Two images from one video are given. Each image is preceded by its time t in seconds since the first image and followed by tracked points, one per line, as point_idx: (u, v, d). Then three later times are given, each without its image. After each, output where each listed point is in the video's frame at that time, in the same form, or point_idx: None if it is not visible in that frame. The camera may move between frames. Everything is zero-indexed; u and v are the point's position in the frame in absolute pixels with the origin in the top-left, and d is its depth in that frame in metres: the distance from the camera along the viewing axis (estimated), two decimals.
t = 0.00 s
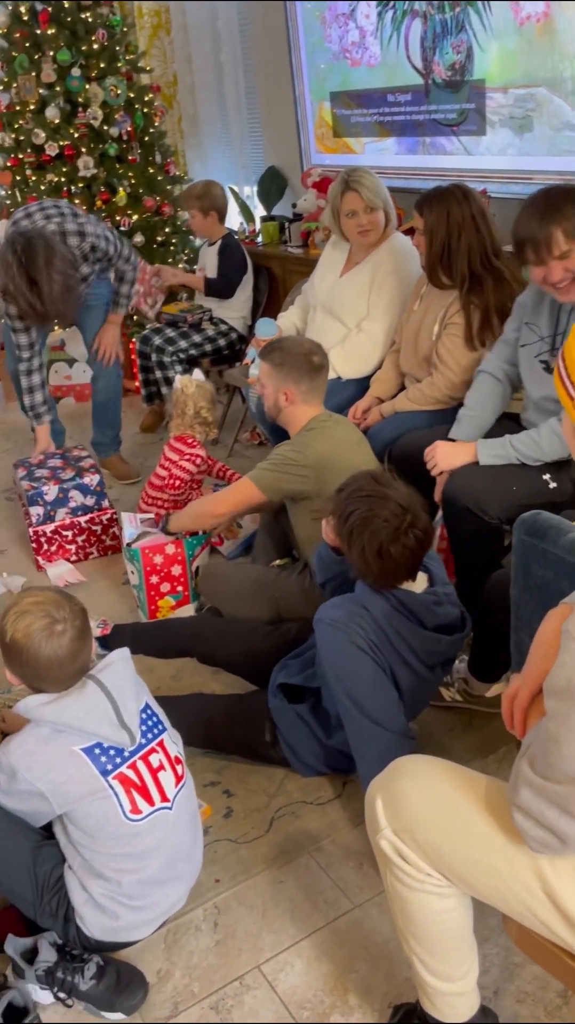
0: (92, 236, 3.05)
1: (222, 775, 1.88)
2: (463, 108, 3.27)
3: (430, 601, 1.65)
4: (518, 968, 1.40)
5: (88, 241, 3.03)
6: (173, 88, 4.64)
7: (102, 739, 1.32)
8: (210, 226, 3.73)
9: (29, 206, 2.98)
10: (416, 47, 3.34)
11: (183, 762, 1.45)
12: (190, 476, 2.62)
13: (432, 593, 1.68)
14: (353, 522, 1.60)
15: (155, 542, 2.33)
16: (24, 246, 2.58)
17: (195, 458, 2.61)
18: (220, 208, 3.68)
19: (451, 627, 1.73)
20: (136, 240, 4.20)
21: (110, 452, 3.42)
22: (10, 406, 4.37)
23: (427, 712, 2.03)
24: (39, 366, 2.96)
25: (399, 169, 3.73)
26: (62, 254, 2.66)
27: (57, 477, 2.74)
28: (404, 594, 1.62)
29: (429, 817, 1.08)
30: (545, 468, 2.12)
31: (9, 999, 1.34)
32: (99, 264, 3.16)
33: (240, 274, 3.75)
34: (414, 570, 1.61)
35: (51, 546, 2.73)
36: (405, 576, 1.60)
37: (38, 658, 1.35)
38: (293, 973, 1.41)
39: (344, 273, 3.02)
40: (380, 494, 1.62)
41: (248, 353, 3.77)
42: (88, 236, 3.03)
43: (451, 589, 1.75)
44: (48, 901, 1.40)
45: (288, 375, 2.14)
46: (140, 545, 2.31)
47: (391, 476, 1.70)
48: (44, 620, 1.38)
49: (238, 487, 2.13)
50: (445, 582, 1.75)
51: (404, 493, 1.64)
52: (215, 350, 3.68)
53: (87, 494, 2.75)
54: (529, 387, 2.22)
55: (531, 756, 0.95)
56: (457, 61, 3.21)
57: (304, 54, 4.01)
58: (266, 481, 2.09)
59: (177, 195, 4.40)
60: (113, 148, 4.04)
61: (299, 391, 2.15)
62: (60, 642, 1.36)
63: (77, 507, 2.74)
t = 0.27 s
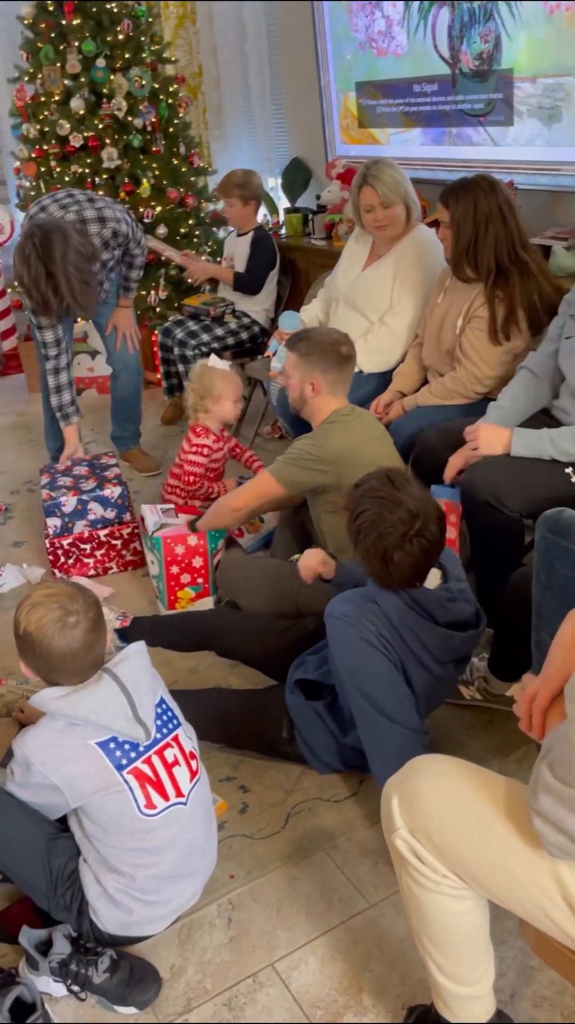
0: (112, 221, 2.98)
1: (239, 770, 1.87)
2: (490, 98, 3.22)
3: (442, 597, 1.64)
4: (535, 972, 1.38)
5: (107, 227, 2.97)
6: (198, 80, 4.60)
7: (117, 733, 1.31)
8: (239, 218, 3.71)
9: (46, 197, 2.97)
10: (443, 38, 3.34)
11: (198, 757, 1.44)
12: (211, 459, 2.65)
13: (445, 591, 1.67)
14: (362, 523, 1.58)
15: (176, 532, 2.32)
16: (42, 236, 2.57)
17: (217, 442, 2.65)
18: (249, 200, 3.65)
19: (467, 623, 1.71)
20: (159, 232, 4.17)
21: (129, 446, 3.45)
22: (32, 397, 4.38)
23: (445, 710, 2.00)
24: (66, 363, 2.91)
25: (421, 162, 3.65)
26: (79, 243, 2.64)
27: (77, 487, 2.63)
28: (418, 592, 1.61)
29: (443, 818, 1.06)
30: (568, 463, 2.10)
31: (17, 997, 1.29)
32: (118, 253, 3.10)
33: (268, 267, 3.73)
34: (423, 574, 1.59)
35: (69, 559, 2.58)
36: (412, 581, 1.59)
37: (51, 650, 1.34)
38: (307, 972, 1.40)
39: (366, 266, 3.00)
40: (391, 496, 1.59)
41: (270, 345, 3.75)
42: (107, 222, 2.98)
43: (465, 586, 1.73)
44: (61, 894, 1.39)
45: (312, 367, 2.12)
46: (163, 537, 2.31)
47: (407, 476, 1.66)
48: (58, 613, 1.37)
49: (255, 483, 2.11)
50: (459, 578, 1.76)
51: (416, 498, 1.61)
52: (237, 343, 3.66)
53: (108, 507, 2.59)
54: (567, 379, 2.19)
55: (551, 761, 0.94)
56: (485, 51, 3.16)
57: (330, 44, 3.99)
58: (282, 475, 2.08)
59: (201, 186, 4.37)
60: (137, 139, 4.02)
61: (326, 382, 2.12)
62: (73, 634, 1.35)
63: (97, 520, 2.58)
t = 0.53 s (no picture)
0: (131, 222, 2.97)
1: (256, 766, 1.86)
2: (518, 89, 3.17)
3: (456, 593, 1.64)
4: (553, 976, 1.36)
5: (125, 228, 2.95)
6: (223, 71, 4.63)
7: (134, 728, 1.31)
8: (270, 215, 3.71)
9: (62, 196, 2.94)
10: (471, 28, 3.30)
11: (214, 754, 1.43)
12: (244, 440, 2.73)
13: (457, 587, 1.67)
14: (369, 526, 1.57)
15: (196, 527, 2.32)
16: (61, 245, 2.54)
17: (250, 421, 2.74)
18: (277, 193, 3.64)
19: (479, 617, 1.69)
20: (182, 225, 4.15)
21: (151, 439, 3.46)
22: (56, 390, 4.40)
23: (466, 710, 1.99)
24: (84, 366, 2.87)
25: (448, 154, 3.60)
26: (97, 252, 2.62)
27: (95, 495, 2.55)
28: (429, 589, 1.61)
29: (465, 824, 1.06)
30: None
31: (31, 989, 1.29)
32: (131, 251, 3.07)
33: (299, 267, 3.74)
34: (434, 572, 1.58)
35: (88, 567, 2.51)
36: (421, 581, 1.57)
37: (70, 643, 1.34)
38: (322, 971, 1.39)
39: (389, 260, 2.97)
40: (395, 497, 1.59)
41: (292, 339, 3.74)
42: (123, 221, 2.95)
43: (474, 581, 1.73)
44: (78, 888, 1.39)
45: (334, 364, 2.10)
46: (182, 529, 2.31)
47: (405, 478, 1.68)
48: (77, 607, 1.37)
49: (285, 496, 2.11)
50: (470, 573, 1.76)
51: (420, 497, 1.61)
52: (260, 337, 3.65)
53: (127, 516, 2.52)
54: None
55: None
56: (513, 41, 3.12)
57: (356, 37, 3.95)
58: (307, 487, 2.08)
59: (226, 179, 4.36)
60: (162, 132, 4.01)
61: (340, 378, 2.10)
62: (91, 629, 1.35)
63: (115, 528, 2.51)
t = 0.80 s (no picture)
0: (153, 222, 2.98)
1: (273, 764, 1.85)
2: (546, 82, 3.13)
3: (466, 589, 1.60)
4: (572, 982, 1.34)
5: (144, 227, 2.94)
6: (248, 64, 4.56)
7: (148, 724, 1.30)
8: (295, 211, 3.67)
9: (80, 194, 2.89)
10: (499, 20, 3.26)
11: (229, 751, 1.42)
12: (280, 434, 2.72)
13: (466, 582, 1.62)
14: (377, 525, 1.56)
15: (211, 524, 2.31)
16: (88, 252, 2.52)
17: (283, 418, 2.72)
18: (301, 190, 3.60)
19: (493, 613, 1.66)
20: (205, 218, 4.14)
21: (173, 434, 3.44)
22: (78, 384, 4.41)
23: (486, 710, 1.97)
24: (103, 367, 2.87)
25: (474, 148, 3.56)
26: (124, 258, 2.61)
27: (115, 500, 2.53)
28: (438, 586, 1.58)
29: (483, 827, 1.06)
30: None
31: (47, 983, 1.28)
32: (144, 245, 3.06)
33: (326, 266, 3.70)
34: (445, 569, 1.57)
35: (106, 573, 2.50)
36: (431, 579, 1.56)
37: (88, 636, 1.34)
38: (338, 971, 1.38)
39: (411, 256, 2.94)
40: (402, 495, 1.58)
41: (314, 334, 3.72)
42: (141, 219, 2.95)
43: (487, 574, 1.68)
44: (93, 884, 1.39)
45: (356, 360, 2.07)
46: (196, 526, 2.30)
47: (411, 476, 1.66)
48: (95, 600, 1.36)
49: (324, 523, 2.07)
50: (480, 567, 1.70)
51: (426, 493, 1.60)
52: (282, 331, 3.64)
53: (146, 522, 2.50)
54: None
55: None
56: (542, 33, 3.08)
57: (382, 29, 3.93)
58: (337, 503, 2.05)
59: (250, 173, 4.34)
60: (186, 125, 4.00)
61: (356, 375, 2.08)
62: (110, 622, 1.34)
63: (134, 535, 2.49)
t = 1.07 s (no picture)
0: (174, 219, 2.96)
1: (288, 762, 1.85)
2: (572, 77, 3.09)
3: (476, 588, 1.57)
4: None
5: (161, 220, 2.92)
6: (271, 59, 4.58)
7: (163, 719, 1.30)
8: (314, 205, 3.64)
9: (101, 185, 2.90)
10: (524, 14, 3.22)
11: (244, 748, 1.42)
12: (292, 433, 2.71)
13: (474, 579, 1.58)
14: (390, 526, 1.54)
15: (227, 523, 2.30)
16: (109, 244, 2.52)
17: (302, 422, 2.71)
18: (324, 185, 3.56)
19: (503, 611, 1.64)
20: (226, 214, 4.12)
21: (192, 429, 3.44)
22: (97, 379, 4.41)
23: (503, 711, 1.95)
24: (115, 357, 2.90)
25: (498, 143, 3.53)
26: (144, 252, 2.61)
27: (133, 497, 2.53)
28: (449, 585, 1.56)
29: (499, 828, 1.05)
30: None
31: (59, 978, 1.29)
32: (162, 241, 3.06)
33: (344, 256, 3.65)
34: (462, 565, 1.54)
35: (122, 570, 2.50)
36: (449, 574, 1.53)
37: (103, 631, 1.33)
38: (351, 973, 1.37)
39: (431, 253, 2.91)
40: (413, 494, 1.56)
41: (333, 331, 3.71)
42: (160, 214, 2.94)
43: (497, 571, 1.64)
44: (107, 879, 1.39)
45: (377, 358, 2.04)
46: (212, 525, 2.30)
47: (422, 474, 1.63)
48: (111, 596, 1.36)
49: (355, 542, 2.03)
50: (490, 563, 1.65)
51: (437, 488, 1.58)
52: (301, 328, 3.63)
53: (163, 521, 2.49)
54: None
55: None
56: (568, 28, 3.04)
57: (405, 23, 3.89)
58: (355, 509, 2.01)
59: (271, 168, 4.32)
60: (207, 119, 3.99)
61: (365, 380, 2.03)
62: (125, 618, 1.34)
63: (152, 533, 2.49)
